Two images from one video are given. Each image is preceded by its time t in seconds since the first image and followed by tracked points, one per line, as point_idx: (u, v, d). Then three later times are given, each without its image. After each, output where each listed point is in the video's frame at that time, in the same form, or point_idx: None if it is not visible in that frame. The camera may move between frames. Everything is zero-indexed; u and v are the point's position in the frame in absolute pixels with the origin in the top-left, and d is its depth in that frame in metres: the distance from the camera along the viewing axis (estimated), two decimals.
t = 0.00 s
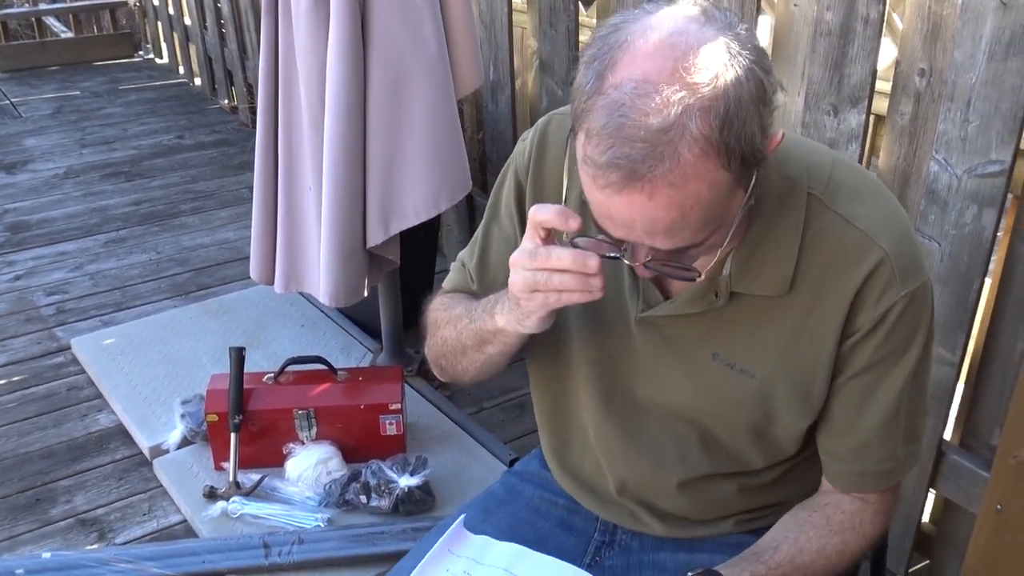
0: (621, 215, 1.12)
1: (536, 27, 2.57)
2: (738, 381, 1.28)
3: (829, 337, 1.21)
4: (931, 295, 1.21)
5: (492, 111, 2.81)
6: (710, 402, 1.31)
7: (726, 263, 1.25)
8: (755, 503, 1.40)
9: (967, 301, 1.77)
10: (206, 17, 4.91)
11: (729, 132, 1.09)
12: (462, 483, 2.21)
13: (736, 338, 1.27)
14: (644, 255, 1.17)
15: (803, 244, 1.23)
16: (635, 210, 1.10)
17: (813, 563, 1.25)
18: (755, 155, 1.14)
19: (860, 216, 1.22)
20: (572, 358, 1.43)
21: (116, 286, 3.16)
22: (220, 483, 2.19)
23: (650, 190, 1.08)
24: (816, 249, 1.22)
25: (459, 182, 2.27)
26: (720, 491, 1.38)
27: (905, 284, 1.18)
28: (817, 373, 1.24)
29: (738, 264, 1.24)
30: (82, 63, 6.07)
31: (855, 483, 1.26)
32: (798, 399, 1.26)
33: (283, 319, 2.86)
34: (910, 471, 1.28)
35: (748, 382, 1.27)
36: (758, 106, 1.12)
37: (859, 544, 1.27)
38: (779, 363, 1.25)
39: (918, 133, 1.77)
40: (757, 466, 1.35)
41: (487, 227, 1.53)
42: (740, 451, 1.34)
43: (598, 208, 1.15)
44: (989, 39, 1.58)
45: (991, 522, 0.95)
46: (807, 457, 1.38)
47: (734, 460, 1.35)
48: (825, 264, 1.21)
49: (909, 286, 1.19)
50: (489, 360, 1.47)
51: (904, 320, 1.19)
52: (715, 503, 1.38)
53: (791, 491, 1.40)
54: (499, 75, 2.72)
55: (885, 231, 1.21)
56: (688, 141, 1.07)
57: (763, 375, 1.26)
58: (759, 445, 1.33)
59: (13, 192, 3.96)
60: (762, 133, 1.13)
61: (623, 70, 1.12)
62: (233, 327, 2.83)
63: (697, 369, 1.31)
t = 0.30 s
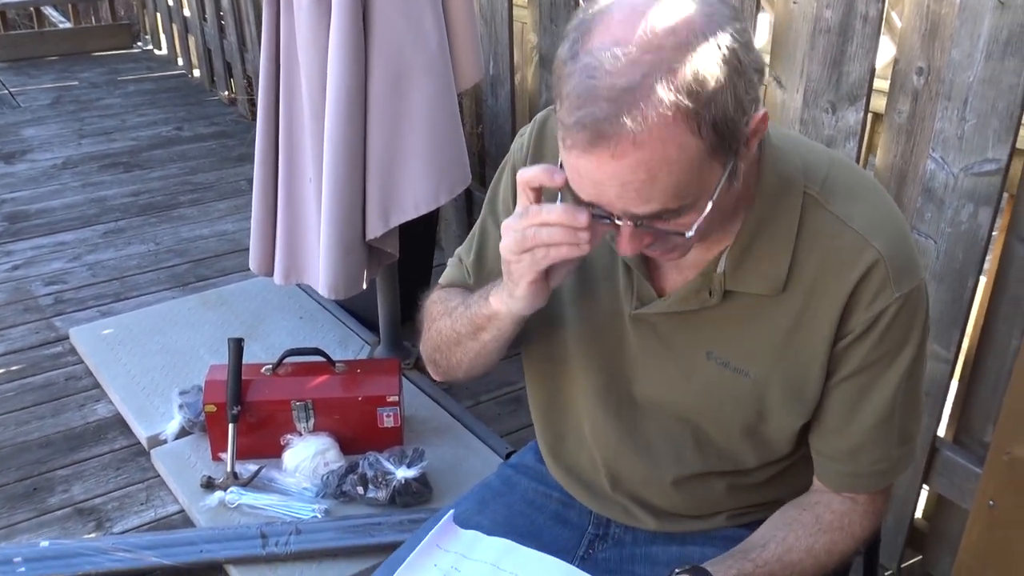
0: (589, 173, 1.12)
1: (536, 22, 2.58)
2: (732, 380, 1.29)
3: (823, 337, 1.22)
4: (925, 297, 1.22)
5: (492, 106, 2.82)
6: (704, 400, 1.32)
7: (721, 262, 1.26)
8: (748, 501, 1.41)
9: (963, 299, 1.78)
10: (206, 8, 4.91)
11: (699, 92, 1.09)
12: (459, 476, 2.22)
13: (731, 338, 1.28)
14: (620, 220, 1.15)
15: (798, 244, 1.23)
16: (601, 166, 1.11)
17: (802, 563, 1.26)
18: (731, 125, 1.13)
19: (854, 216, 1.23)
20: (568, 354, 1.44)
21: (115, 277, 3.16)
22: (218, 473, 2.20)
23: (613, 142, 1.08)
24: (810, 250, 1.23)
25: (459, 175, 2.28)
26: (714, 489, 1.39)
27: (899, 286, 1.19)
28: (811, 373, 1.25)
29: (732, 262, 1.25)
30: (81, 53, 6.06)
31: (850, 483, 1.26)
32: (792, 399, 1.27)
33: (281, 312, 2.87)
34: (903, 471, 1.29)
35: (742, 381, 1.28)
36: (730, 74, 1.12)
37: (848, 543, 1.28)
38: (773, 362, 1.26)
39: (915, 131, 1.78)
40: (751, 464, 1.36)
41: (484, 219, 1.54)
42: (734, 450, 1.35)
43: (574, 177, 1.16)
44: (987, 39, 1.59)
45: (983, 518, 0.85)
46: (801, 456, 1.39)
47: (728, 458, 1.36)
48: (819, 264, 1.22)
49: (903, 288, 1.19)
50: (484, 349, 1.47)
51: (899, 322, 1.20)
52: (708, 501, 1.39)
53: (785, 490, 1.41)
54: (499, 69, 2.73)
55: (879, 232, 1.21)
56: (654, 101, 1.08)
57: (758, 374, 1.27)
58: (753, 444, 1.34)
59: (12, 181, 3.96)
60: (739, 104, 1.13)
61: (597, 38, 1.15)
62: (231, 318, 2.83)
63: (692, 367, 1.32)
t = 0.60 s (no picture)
0: (590, 118, 1.13)
1: (538, 22, 2.59)
2: (732, 367, 1.30)
3: (820, 322, 1.23)
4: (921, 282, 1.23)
5: (493, 105, 2.82)
6: (704, 388, 1.33)
7: (720, 249, 1.28)
8: (751, 491, 1.41)
9: (962, 299, 1.79)
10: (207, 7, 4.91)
11: (701, 44, 1.12)
12: (459, 474, 2.22)
13: (731, 324, 1.29)
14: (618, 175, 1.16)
15: (796, 231, 1.24)
16: (602, 110, 1.11)
17: (803, 552, 1.27)
18: (730, 81, 1.15)
19: (850, 202, 1.24)
20: (570, 344, 1.46)
21: (115, 274, 3.16)
22: (218, 470, 2.21)
23: (617, 84, 1.10)
24: (807, 236, 1.24)
25: (460, 175, 2.29)
26: (717, 479, 1.39)
27: (894, 270, 1.20)
28: (809, 360, 1.26)
29: (731, 248, 1.26)
30: (81, 51, 6.06)
31: (850, 471, 1.27)
32: (792, 386, 1.28)
33: (282, 309, 2.87)
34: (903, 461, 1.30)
35: (741, 367, 1.30)
36: (731, 30, 1.15)
37: (850, 533, 1.28)
38: (771, 348, 1.27)
39: (915, 132, 1.79)
40: (752, 454, 1.37)
41: (486, 213, 1.55)
42: (735, 439, 1.36)
43: (574, 129, 1.17)
44: (987, 40, 1.60)
45: (981, 518, 0.85)
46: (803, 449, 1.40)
47: (729, 447, 1.37)
48: (816, 250, 1.23)
49: (899, 272, 1.20)
50: (480, 328, 1.47)
51: (895, 305, 1.21)
52: (711, 491, 1.40)
53: (788, 482, 1.42)
54: (500, 69, 2.73)
55: (874, 217, 1.22)
56: (657, 47, 1.10)
57: (756, 360, 1.29)
58: (754, 433, 1.35)
59: (12, 178, 3.96)
60: (737, 63, 1.16)
61: None
62: (232, 316, 2.84)
63: (692, 354, 1.33)
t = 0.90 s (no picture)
0: (639, 103, 1.09)
1: (541, 21, 2.59)
2: (735, 362, 1.31)
3: (824, 317, 1.24)
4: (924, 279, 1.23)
5: (496, 104, 2.83)
6: (707, 382, 1.34)
7: (724, 243, 1.28)
8: (752, 486, 1.42)
9: (965, 297, 1.79)
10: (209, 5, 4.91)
11: (759, 44, 1.11)
12: (461, 471, 2.22)
13: (734, 319, 1.29)
14: (652, 167, 1.14)
15: (800, 226, 1.25)
16: (655, 96, 1.08)
17: (801, 547, 1.27)
18: (774, 83, 1.14)
19: (854, 198, 1.24)
20: (572, 338, 1.46)
21: (118, 271, 3.17)
22: (221, 467, 2.21)
23: (678, 73, 1.07)
24: (811, 231, 1.24)
25: (463, 172, 2.29)
26: (718, 474, 1.40)
27: (898, 267, 1.20)
28: (813, 354, 1.27)
29: (736, 243, 1.26)
30: (84, 48, 6.07)
31: (851, 466, 1.28)
32: (795, 380, 1.29)
33: (284, 307, 2.88)
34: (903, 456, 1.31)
35: (744, 362, 1.30)
36: (782, 34, 1.15)
37: (848, 527, 1.29)
38: (774, 343, 1.28)
39: (919, 132, 1.79)
40: (754, 448, 1.38)
41: (491, 209, 1.55)
42: (737, 433, 1.36)
43: (615, 113, 1.13)
44: (991, 40, 1.60)
45: (984, 517, 0.90)
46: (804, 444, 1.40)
47: (730, 441, 1.38)
48: (820, 246, 1.23)
49: (902, 268, 1.21)
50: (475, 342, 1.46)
51: (898, 302, 1.22)
52: (712, 486, 1.41)
53: (789, 476, 1.43)
54: (503, 67, 2.73)
55: (877, 213, 1.23)
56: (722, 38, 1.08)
57: (760, 354, 1.29)
58: (756, 427, 1.35)
59: (15, 176, 3.96)
60: (782, 63, 1.15)
61: None
62: (234, 314, 2.84)
63: (695, 348, 1.33)
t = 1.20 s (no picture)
0: (671, 101, 1.08)
1: (540, 14, 2.59)
2: (742, 355, 1.31)
3: (832, 311, 1.24)
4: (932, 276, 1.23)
5: (495, 97, 2.83)
6: (713, 374, 1.34)
7: (733, 236, 1.28)
8: (754, 477, 1.43)
9: (965, 287, 1.79)
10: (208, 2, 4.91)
11: (794, 46, 1.10)
12: (463, 464, 2.23)
13: (741, 312, 1.30)
14: (675, 165, 1.14)
15: (810, 221, 1.24)
16: (688, 95, 1.07)
17: (803, 541, 1.26)
18: (805, 85, 1.14)
19: (865, 194, 1.24)
20: (577, 330, 1.46)
21: (118, 268, 3.17)
22: (223, 461, 2.21)
23: (715, 74, 1.06)
24: (821, 226, 1.24)
25: (462, 164, 2.29)
26: (721, 464, 1.41)
27: (908, 263, 1.21)
28: (819, 347, 1.27)
29: (745, 237, 1.26)
30: (83, 46, 6.06)
31: (853, 457, 1.28)
32: (800, 372, 1.29)
33: (285, 302, 2.88)
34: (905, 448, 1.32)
35: (751, 355, 1.30)
36: (815, 34, 1.14)
37: (846, 520, 1.28)
38: (781, 336, 1.28)
39: (919, 121, 1.79)
40: (758, 440, 1.38)
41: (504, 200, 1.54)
42: (741, 425, 1.37)
43: (645, 108, 1.12)
44: (990, 29, 1.60)
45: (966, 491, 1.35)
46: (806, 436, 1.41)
47: (735, 433, 1.38)
48: (830, 240, 1.23)
49: (912, 265, 1.21)
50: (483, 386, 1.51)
51: (906, 298, 1.22)
52: (715, 477, 1.42)
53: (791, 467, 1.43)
54: (502, 60, 2.73)
55: (888, 209, 1.23)
56: (761, 40, 1.07)
57: (767, 347, 1.29)
58: (760, 419, 1.36)
59: (14, 173, 3.96)
60: (812, 62, 1.14)
61: None
62: (235, 309, 2.84)
63: (701, 341, 1.33)
